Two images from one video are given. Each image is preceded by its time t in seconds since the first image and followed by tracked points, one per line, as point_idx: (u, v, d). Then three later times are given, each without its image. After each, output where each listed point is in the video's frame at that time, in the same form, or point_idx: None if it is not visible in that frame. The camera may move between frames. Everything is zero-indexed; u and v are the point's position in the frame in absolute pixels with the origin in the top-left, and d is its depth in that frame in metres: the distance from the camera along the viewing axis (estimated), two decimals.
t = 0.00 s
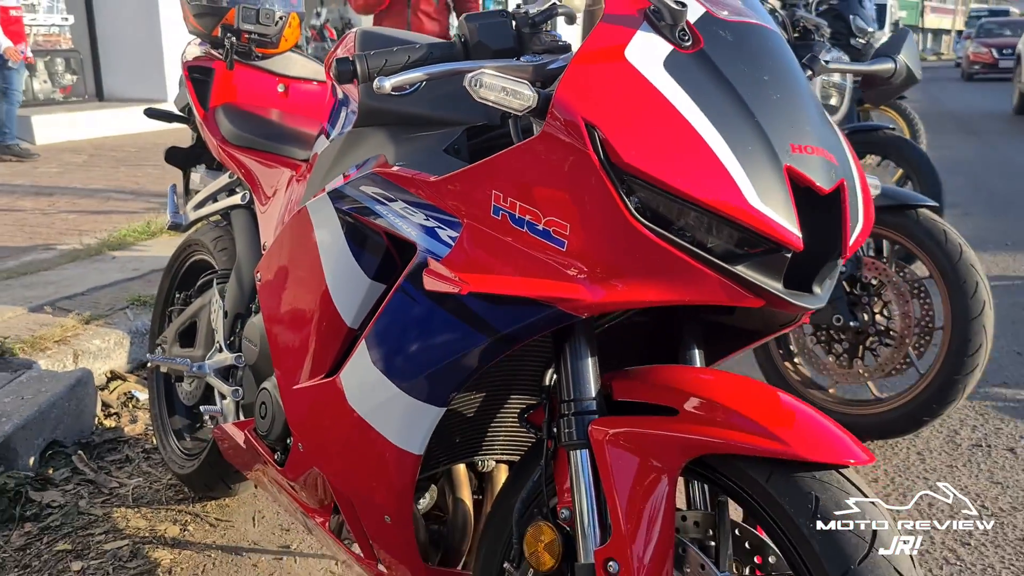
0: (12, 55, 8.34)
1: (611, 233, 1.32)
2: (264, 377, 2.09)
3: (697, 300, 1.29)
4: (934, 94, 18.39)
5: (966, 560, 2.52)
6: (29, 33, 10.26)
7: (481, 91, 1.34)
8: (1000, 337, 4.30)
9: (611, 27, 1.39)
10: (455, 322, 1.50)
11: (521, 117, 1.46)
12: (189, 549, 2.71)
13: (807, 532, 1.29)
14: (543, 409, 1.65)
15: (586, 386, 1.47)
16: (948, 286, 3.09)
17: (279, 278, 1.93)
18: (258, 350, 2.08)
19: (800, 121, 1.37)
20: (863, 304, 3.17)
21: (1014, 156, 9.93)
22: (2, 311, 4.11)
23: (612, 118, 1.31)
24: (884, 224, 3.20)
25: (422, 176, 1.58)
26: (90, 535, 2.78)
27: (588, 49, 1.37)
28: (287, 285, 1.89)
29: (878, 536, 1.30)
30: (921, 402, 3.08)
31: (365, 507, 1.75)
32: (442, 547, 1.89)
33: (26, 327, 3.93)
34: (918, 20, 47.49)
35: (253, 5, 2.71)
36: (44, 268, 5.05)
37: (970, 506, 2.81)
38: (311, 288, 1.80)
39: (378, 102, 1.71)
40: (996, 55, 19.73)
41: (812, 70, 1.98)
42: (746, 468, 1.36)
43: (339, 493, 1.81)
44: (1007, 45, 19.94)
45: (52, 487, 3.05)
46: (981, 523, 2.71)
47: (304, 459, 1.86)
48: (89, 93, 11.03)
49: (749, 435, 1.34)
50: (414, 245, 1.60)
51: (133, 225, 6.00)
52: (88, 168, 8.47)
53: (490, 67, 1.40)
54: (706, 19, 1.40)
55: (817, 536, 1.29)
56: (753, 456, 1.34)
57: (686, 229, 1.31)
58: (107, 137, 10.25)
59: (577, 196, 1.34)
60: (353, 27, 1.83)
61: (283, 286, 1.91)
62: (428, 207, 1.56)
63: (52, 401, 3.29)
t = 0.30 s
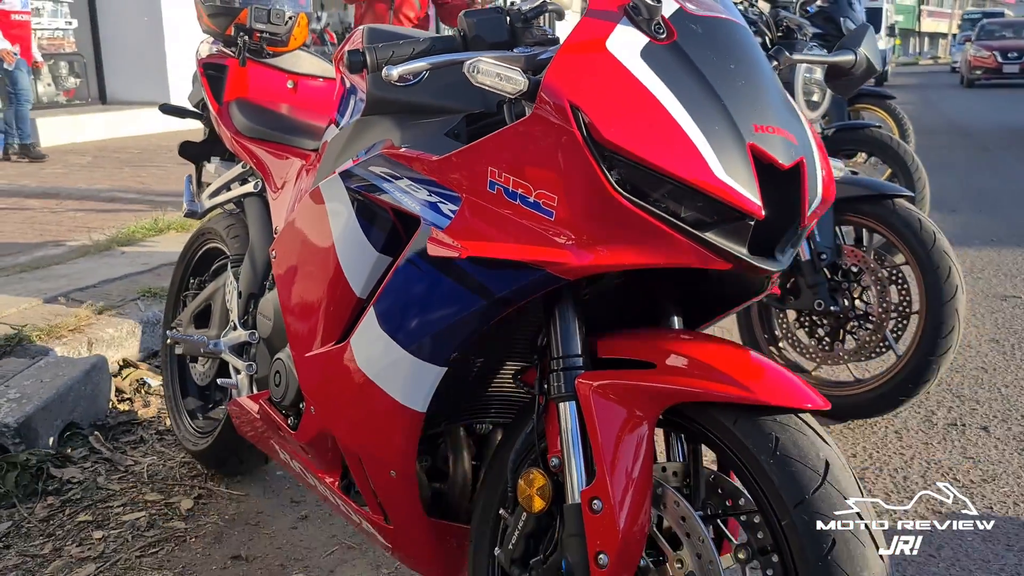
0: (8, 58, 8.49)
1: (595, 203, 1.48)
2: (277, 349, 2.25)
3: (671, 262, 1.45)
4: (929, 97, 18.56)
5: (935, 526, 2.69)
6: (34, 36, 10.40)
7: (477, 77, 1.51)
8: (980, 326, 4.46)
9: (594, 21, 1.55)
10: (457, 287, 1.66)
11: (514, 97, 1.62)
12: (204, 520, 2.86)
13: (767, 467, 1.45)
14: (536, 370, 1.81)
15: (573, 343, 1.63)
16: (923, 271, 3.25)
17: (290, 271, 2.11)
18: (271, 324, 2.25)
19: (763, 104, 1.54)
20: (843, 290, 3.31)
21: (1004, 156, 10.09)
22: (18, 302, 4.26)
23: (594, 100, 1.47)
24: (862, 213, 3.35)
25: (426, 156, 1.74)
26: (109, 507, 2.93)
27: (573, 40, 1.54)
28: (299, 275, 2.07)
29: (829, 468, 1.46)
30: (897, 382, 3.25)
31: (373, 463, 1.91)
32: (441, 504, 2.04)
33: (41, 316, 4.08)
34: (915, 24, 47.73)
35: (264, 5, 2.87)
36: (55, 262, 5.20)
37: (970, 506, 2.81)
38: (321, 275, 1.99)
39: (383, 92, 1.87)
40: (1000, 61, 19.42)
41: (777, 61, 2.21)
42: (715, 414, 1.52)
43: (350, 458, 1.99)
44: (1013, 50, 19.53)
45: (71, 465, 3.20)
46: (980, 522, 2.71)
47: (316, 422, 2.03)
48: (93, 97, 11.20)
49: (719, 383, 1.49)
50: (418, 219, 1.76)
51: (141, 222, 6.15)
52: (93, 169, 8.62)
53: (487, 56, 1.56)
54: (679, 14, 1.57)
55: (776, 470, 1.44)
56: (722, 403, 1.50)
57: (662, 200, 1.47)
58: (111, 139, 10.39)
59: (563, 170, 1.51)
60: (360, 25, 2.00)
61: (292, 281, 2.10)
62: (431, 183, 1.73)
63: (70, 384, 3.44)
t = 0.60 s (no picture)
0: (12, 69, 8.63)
1: (588, 189, 1.60)
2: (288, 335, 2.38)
3: (658, 244, 1.57)
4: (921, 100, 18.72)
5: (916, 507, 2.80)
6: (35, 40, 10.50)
7: (479, 73, 1.63)
8: (964, 320, 4.59)
9: (586, 21, 1.67)
10: (459, 270, 1.78)
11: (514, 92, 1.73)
12: (213, 503, 2.97)
13: (747, 433, 1.56)
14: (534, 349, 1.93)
15: (569, 323, 1.75)
16: (904, 263, 3.38)
17: (298, 269, 2.26)
18: (282, 311, 2.38)
19: (744, 99, 1.66)
20: (830, 282, 3.43)
21: (994, 157, 10.24)
22: (27, 298, 4.37)
23: (587, 94, 1.59)
24: (846, 208, 3.49)
25: (430, 148, 1.86)
26: (122, 492, 3.04)
27: (567, 39, 1.66)
28: (304, 275, 2.23)
29: (805, 433, 1.56)
30: (881, 370, 3.37)
31: (380, 439, 2.03)
32: (445, 479, 2.16)
33: (50, 311, 4.19)
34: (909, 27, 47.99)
35: (272, 7, 2.98)
36: (61, 260, 5.31)
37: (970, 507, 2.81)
38: (325, 278, 2.15)
39: (390, 90, 1.98)
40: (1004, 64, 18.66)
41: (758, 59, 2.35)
42: (701, 386, 1.63)
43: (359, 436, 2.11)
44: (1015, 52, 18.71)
45: (84, 452, 3.31)
46: (980, 523, 2.72)
47: (326, 402, 2.16)
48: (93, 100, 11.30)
49: (703, 357, 1.61)
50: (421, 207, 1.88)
51: (144, 222, 6.25)
52: (94, 170, 8.72)
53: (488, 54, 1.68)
54: (666, 16, 1.69)
55: (755, 436, 1.56)
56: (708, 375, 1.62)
57: (650, 187, 1.58)
58: (112, 142, 10.50)
59: (558, 159, 1.63)
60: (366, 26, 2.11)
61: (300, 278, 2.25)
62: (435, 174, 1.85)
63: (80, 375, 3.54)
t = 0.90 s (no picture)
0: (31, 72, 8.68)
1: (587, 182, 1.71)
2: (299, 324, 2.51)
3: (653, 233, 1.68)
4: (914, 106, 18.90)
5: (901, 492, 2.92)
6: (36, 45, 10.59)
7: (486, 73, 1.74)
8: (951, 318, 4.71)
9: (586, 26, 1.79)
10: (466, 258, 1.90)
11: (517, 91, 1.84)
12: (224, 490, 3.07)
13: (736, 409, 1.67)
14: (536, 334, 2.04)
15: (569, 308, 1.86)
16: (890, 259, 3.49)
17: (309, 268, 2.38)
18: (294, 302, 2.51)
19: (733, 98, 1.77)
20: (819, 279, 3.54)
21: (984, 162, 10.38)
22: (37, 297, 4.46)
23: (586, 93, 1.70)
24: (834, 208, 3.61)
25: (438, 145, 1.98)
26: (135, 480, 3.14)
27: (568, 42, 1.77)
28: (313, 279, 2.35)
29: (790, 409, 1.67)
30: (869, 364, 3.49)
31: (390, 421, 2.14)
32: (450, 461, 2.26)
33: (60, 309, 4.28)
34: (902, 34, 48.30)
35: (282, 13, 3.07)
36: (67, 260, 5.40)
37: (971, 506, 2.83)
38: (333, 277, 2.27)
39: (399, 90, 2.09)
40: (1010, 72, 17.68)
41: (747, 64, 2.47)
42: (694, 367, 1.74)
43: (369, 421, 2.23)
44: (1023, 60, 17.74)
45: (96, 444, 3.40)
46: (980, 523, 2.74)
47: (338, 386, 2.28)
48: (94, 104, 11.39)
49: (695, 338, 1.72)
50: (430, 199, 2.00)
51: (147, 223, 6.35)
52: (96, 174, 8.81)
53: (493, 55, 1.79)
54: (660, 20, 1.80)
55: (743, 411, 1.67)
56: (700, 356, 1.73)
57: (646, 179, 1.69)
58: (112, 146, 10.60)
59: (560, 154, 1.74)
60: (375, 29, 2.22)
61: (309, 277, 2.38)
62: (442, 168, 1.96)
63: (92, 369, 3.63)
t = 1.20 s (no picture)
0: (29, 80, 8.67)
1: (586, 179, 1.81)
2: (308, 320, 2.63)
3: (649, 227, 1.79)
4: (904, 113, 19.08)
5: (889, 482, 3.03)
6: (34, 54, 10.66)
7: (491, 76, 1.85)
8: (938, 318, 4.83)
9: (585, 31, 1.89)
10: (471, 252, 2.00)
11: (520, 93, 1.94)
12: (232, 484, 3.16)
13: (727, 392, 1.77)
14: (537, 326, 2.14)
15: (569, 300, 1.96)
16: (878, 258, 3.60)
17: (320, 269, 2.49)
18: (303, 298, 2.64)
19: (724, 99, 1.87)
20: (809, 278, 3.65)
21: (973, 168, 10.52)
22: (43, 299, 4.55)
23: (585, 94, 1.80)
24: (824, 209, 3.72)
25: (443, 145, 2.07)
26: (145, 475, 3.22)
27: (567, 48, 1.88)
28: (322, 284, 2.46)
29: (778, 392, 1.78)
30: (858, 361, 3.59)
31: (397, 410, 2.23)
32: (455, 449, 2.35)
33: (66, 311, 4.35)
34: (893, 42, 48.67)
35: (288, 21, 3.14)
36: (70, 265, 5.48)
37: (971, 507, 2.85)
38: (343, 277, 2.38)
39: (404, 94, 2.18)
40: None
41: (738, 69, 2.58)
42: (688, 354, 1.84)
43: (376, 411, 2.33)
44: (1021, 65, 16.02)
45: (105, 441, 3.48)
46: (979, 522, 2.77)
47: (347, 377, 2.38)
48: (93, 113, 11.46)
49: (688, 326, 1.82)
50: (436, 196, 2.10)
51: (148, 229, 6.42)
52: (95, 181, 8.87)
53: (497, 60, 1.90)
54: (655, 27, 1.91)
55: (734, 394, 1.77)
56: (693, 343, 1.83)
57: (642, 176, 1.79)
58: (109, 154, 10.66)
59: (560, 152, 1.84)
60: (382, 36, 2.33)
61: (318, 281, 2.50)
62: (448, 166, 2.07)
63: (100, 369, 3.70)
